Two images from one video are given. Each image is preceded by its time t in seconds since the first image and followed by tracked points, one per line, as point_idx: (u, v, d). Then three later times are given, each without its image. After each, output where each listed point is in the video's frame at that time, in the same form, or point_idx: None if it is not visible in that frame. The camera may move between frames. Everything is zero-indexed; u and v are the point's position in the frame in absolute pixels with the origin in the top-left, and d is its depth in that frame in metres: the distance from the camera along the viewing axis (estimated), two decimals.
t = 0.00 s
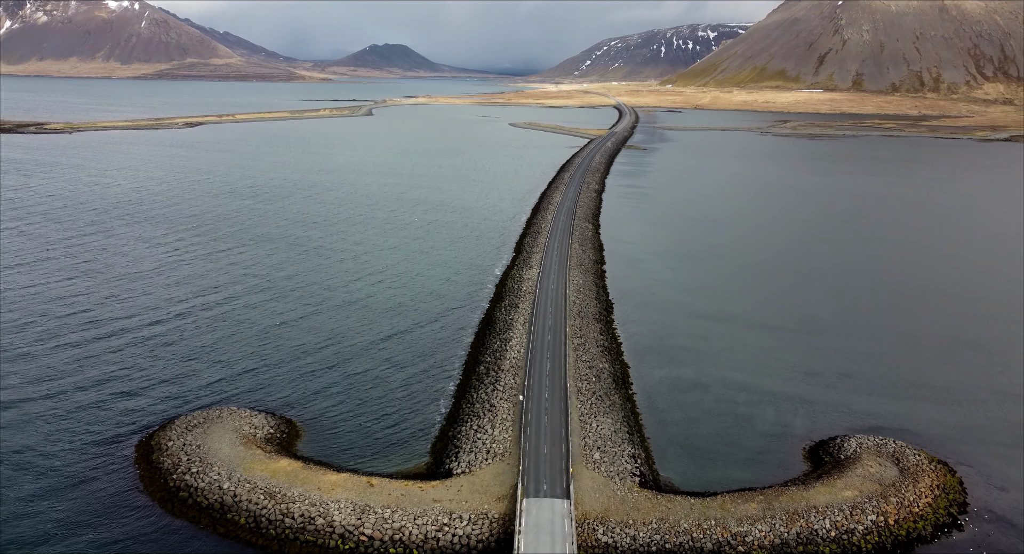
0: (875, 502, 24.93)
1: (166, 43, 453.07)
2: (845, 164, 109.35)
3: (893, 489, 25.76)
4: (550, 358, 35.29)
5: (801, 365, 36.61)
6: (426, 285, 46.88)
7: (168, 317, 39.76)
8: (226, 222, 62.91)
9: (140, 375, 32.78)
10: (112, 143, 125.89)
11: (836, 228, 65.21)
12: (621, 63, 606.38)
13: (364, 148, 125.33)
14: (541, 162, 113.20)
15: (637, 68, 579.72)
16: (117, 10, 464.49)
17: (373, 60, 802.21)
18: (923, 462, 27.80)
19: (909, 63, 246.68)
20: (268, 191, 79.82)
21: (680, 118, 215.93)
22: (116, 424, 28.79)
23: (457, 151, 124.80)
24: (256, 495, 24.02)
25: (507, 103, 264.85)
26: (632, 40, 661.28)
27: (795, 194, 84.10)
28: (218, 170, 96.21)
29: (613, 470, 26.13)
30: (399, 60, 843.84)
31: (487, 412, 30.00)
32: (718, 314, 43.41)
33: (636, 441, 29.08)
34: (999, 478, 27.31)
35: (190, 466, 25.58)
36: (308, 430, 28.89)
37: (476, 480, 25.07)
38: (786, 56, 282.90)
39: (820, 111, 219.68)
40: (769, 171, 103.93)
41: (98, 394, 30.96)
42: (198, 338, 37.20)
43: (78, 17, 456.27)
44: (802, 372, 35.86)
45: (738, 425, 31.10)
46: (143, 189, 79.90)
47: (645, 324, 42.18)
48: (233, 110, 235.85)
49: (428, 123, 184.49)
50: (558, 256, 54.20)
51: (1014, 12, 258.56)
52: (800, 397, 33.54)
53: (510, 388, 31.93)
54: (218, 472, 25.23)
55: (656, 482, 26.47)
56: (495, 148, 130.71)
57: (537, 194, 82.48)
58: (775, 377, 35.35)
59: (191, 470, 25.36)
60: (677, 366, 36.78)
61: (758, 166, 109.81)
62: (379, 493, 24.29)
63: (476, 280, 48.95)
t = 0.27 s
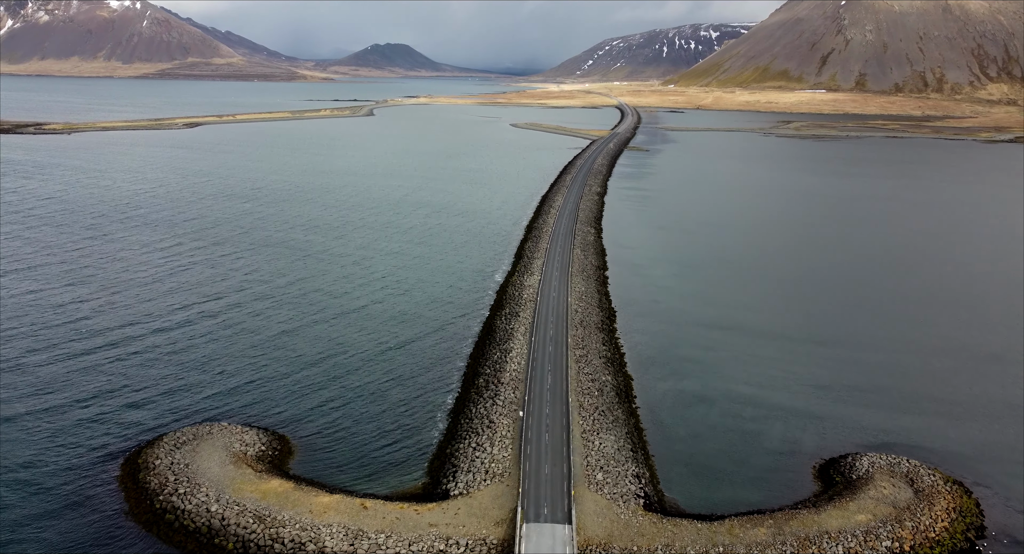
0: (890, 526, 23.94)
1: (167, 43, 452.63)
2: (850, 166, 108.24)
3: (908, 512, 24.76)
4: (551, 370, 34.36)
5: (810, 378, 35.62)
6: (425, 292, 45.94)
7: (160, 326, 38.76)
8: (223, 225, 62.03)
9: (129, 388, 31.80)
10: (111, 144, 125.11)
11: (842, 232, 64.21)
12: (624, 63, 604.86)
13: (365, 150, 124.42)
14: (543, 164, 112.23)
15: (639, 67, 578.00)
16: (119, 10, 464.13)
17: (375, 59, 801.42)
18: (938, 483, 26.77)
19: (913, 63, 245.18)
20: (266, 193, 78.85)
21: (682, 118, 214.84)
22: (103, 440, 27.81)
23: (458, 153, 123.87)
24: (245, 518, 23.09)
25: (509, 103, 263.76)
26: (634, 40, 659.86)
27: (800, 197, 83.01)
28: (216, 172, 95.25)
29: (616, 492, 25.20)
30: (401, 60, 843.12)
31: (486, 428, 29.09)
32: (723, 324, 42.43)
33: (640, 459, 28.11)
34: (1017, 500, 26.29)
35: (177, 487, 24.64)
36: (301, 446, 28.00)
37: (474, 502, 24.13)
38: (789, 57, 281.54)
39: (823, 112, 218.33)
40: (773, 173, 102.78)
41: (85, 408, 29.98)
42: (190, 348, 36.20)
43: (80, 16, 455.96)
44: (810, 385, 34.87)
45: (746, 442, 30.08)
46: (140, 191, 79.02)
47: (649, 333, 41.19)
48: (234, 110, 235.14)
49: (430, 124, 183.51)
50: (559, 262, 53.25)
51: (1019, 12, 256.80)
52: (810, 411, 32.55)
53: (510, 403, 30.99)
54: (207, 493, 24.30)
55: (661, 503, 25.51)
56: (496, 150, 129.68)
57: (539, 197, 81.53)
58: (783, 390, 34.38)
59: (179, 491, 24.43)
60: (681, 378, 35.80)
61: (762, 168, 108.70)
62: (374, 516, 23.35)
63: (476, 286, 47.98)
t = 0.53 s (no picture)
0: None
1: (169, 42, 452.43)
2: (853, 168, 107.23)
3: (924, 538, 23.73)
4: (552, 384, 33.41)
5: (819, 391, 34.67)
6: (424, 300, 45.00)
7: (150, 337, 37.82)
8: (220, 230, 61.21)
9: (117, 403, 30.92)
10: (110, 145, 124.42)
11: (849, 237, 63.28)
12: (625, 63, 603.36)
13: (365, 151, 123.60)
14: (544, 166, 111.27)
15: (641, 67, 576.60)
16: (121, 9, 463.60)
17: (376, 59, 800.80)
18: (953, 506, 25.77)
19: (916, 64, 243.71)
20: (264, 197, 77.93)
21: (684, 119, 213.84)
22: (87, 460, 26.87)
23: (459, 154, 123.01)
24: (233, 544, 22.17)
25: (510, 103, 262.78)
26: (636, 39, 658.55)
27: (803, 199, 82.03)
28: (214, 175, 94.44)
29: (619, 516, 24.27)
30: (402, 60, 842.55)
31: (485, 446, 28.18)
32: (728, 334, 41.43)
33: (643, 479, 27.20)
34: None
35: (163, 510, 23.70)
36: (294, 464, 27.13)
37: (472, 527, 23.21)
38: (791, 57, 280.27)
39: (825, 112, 217.06)
40: (777, 175, 101.73)
41: (70, 424, 29.12)
42: (181, 360, 35.28)
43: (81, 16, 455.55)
44: (818, 399, 33.89)
45: (753, 460, 29.10)
46: (137, 194, 78.23)
47: (652, 344, 40.19)
48: (235, 110, 234.42)
49: (430, 125, 182.57)
50: (561, 269, 52.29)
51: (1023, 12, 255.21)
52: (819, 427, 31.54)
53: (510, 419, 30.06)
54: (194, 517, 23.37)
55: (666, 527, 24.55)
56: (498, 152, 128.71)
57: (540, 200, 80.56)
58: (791, 405, 33.37)
59: (165, 514, 23.49)
60: (687, 391, 34.81)
61: (765, 170, 107.65)
62: (367, 542, 22.44)
63: (476, 294, 47.03)
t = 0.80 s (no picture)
0: None
1: (170, 43, 452.46)
2: (856, 171, 106.37)
3: None
4: (553, 398, 32.52)
5: (826, 404, 33.76)
6: (422, 308, 44.09)
7: (142, 347, 37.00)
8: (216, 235, 60.38)
9: (106, 418, 30.08)
10: (108, 148, 123.83)
11: (854, 243, 62.37)
12: (627, 64, 602.13)
13: (365, 154, 122.76)
14: (545, 168, 110.36)
15: (642, 68, 575.45)
16: (122, 10, 463.17)
17: (377, 59, 800.21)
18: (970, 530, 24.81)
19: (919, 65, 242.47)
20: (262, 201, 77.12)
21: (686, 120, 212.87)
22: (72, 479, 26.04)
23: (460, 157, 122.18)
24: None
25: (511, 104, 261.88)
26: (637, 40, 657.96)
27: (806, 203, 81.15)
28: (213, 178, 93.72)
29: (622, 541, 23.40)
30: (403, 60, 842.20)
31: (483, 465, 27.30)
32: (733, 344, 40.49)
33: (648, 499, 26.30)
34: None
35: (149, 534, 22.80)
36: (286, 483, 26.25)
37: None
38: (793, 58, 279.18)
39: (828, 113, 215.84)
40: (779, 178, 100.80)
41: (58, 441, 28.31)
42: (173, 372, 34.43)
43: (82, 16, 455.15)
44: (827, 413, 32.94)
45: (761, 479, 28.13)
46: (134, 198, 77.41)
47: (656, 354, 39.22)
48: (235, 111, 233.60)
49: (431, 126, 181.71)
50: (562, 276, 51.39)
51: None
52: (828, 443, 30.62)
53: (510, 436, 29.18)
54: (180, 542, 22.47)
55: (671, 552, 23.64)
56: (498, 154, 127.87)
57: (541, 204, 79.65)
58: (799, 419, 32.42)
59: (150, 539, 22.60)
60: (692, 404, 33.85)
61: (767, 173, 106.75)
62: None
63: (476, 301, 46.10)
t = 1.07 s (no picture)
0: None
1: (172, 43, 452.54)
2: (859, 173, 105.44)
3: None
4: (553, 412, 31.75)
5: (834, 417, 32.94)
6: (421, 315, 43.24)
7: (134, 357, 36.26)
8: (213, 240, 59.66)
9: (95, 432, 29.40)
10: (108, 150, 123.37)
11: (859, 248, 61.59)
12: (628, 64, 601.49)
13: (364, 156, 122.13)
14: (546, 171, 109.58)
15: (644, 69, 574.95)
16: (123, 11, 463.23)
17: (379, 60, 800.60)
18: None
19: (921, 66, 241.34)
20: (260, 204, 76.40)
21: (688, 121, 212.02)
22: (57, 496, 25.39)
23: (460, 159, 121.48)
24: None
25: (513, 105, 261.33)
26: (638, 41, 657.27)
27: (810, 207, 80.27)
28: (212, 181, 93.06)
29: None
30: (405, 61, 842.79)
31: (482, 484, 26.56)
32: (738, 354, 39.64)
33: (651, 520, 25.50)
34: None
35: None
36: (279, 501, 25.51)
37: None
38: (795, 59, 278.22)
39: (830, 115, 214.70)
40: (782, 181, 99.96)
41: (45, 457, 27.67)
42: (166, 383, 33.73)
43: (84, 17, 455.74)
44: (835, 427, 32.10)
45: (767, 498, 27.24)
46: (131, 202, 76.78)
47: (659, 366, 38.28)
48: (236, 113, 233.22)
49: (432, 128, 181.17)
50: (563, 282, 50.58)
51: None
52: (836, 460, 29.74)
53: (510, 452, 28.45)
54: None
55: None
56: (499, 156, 127.10)
57: (542, 208, 78.86)
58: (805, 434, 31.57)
59: None
60: (696, 418, 32.98)
61: (769, 175, 105.95)
62: None
63: (476, 309, 45.29)
